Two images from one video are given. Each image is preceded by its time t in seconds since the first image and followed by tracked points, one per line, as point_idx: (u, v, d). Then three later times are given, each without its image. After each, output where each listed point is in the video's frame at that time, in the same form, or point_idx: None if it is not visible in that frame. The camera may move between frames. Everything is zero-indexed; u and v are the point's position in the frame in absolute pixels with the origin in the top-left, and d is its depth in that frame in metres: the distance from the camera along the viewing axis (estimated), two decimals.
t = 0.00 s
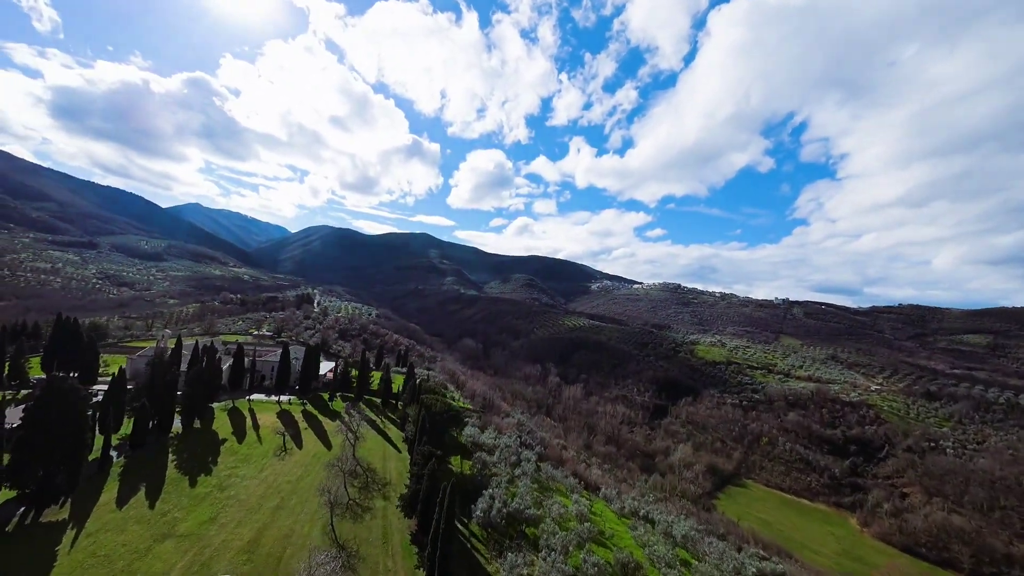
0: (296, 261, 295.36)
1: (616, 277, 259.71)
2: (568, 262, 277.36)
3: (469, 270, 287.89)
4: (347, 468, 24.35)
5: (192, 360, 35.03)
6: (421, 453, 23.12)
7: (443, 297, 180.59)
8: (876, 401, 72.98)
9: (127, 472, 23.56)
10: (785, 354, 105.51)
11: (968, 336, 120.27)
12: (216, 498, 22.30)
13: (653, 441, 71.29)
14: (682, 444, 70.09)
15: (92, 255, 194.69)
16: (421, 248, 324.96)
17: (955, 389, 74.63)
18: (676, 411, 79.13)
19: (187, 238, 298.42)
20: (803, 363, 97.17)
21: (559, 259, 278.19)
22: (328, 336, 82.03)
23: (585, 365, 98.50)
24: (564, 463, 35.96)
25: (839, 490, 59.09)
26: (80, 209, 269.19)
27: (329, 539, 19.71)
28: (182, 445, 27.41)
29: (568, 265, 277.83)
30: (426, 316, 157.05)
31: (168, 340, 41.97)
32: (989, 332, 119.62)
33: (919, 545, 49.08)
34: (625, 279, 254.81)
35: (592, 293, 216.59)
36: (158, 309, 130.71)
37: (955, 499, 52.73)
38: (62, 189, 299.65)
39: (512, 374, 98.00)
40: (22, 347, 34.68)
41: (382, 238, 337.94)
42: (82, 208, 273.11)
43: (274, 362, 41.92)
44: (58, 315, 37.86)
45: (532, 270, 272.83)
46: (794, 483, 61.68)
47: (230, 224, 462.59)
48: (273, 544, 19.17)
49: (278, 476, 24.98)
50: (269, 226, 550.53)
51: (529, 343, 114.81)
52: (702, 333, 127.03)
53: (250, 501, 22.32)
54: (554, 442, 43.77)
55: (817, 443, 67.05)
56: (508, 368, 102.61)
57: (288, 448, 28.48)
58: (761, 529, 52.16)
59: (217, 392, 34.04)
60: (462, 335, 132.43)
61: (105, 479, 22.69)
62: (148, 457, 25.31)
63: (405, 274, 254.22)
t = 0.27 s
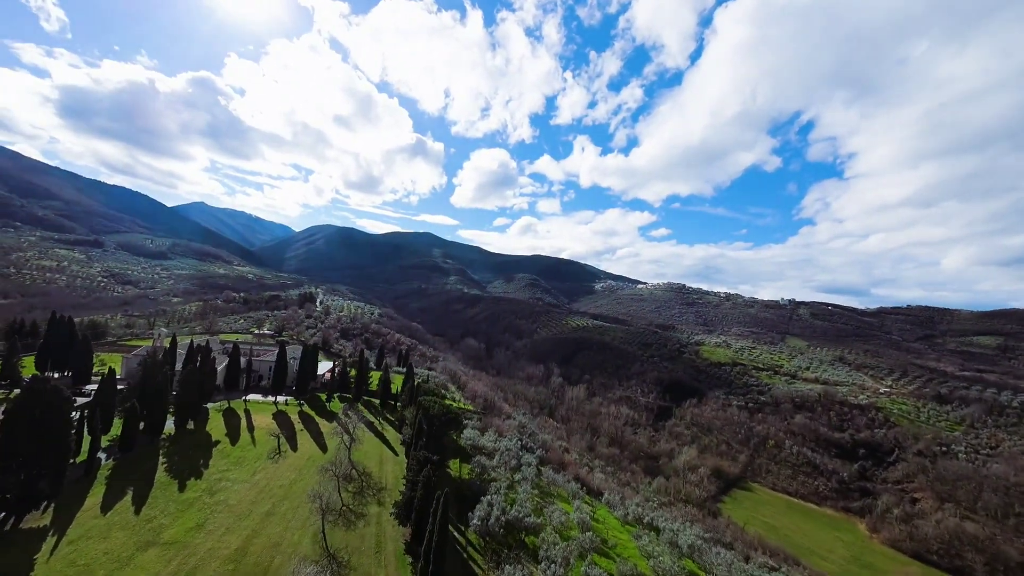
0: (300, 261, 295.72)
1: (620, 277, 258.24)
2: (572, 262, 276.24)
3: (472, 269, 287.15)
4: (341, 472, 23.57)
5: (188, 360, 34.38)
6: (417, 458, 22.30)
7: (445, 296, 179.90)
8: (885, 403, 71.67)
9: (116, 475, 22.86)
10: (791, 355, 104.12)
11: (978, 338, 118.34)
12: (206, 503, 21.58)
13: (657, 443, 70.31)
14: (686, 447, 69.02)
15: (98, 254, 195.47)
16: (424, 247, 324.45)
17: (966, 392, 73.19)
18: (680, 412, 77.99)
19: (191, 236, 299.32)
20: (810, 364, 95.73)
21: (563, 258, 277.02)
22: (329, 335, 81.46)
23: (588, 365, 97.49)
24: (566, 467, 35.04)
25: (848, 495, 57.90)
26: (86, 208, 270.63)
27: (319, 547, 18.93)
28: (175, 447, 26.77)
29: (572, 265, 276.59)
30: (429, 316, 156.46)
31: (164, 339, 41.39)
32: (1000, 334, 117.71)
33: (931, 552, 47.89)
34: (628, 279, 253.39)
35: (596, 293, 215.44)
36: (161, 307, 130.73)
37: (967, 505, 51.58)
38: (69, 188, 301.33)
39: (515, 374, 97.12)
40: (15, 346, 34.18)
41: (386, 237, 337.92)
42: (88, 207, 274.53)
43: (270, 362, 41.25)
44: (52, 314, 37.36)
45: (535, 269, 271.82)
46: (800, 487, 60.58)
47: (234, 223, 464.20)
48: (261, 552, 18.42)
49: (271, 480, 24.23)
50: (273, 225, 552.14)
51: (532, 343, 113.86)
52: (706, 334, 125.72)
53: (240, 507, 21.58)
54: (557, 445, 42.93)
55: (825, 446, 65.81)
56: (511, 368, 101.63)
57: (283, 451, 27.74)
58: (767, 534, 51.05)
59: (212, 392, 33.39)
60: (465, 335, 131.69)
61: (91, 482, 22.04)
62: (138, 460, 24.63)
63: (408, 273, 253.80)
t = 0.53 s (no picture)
0: (303, 259, 295.84)
1: (624, 277, 256.80)
2: (575, 261, 275.08)
3: (475, 268, 286.36)
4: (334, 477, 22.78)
5: (182, 359, 33.75)
6: (413, 463, 21.48)
7: (448, 295, 179.20)
8: (894, 405, 70.38)
9: (103, 478, 22.18)
10: (797, 356, 102.75)
11: (988, 338, 116.53)
12: (194, 508, 20.84)
13: (661, 444, 69.34)
14: (690, 448, 68.01)
15: (103, 252, 196.05)
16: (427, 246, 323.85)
17: (977, 394, 71.81)
18: (685, 413, 76.92)
19: (195, 235, 300.05)
20: (817, 365, 94.34)
21: (566, 257, 275.79)
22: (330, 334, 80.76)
23: (591, 365, 96.51)
24: (568, 471, 34.22)
25: (857, 499, 56.77)
26: (92, 206, 271.68)
27: (309, 557, 18.13)
28: (166, 448, 26.07)
29: (575, 264, 275.31)
30: (431, 315, 155.79)
31: (160, 337, 40.81)
32: (1010, 335, 115.86)
33: (943, 558, 46.79)
34: (632, 279, 252.02)
35: (599, 292, 214.21)
36: (164, 305, 130.56)
37: (980, 510, 50.42)
38: (75, 187, 302.93)
39: (517, 374, 96.26)
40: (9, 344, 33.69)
41: (389, 236, 337.81)
42: (93, 205, 275.63)
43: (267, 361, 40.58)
44: (47, 312, 36.81)
45: (539, 268, 270.81)
46: (807, 490, 59.48)
47: (239, 222, 465.52)
48: (249, 561, 17.65)
49: (263, 484, 23.46)
50: (277, 224, 553.34)
51: (535, 342, 113.00)
52: (711, 334, 124.43)
53: (229, 513, 20.83)
54: (559, 447, 42.07)
55: (832, 448, 64.60)
56: (513, 367, 100.77)
57: (277, 453, 26.99)
58: (774, 538, 49.97)
59: (206, 392, 32.72)
60: (467, 334, 130.94)
61: (77, 486, 21.37)
62: (128, 462, 23.97)
63: (411, 272, 253.23)
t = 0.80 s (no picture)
0: (306, 258, 295.83)
1: (627, 276, 255.44)
2: (578, 260, 273.87)
3: (478, 267, 285.67)
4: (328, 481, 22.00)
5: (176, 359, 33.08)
6: (408, 468, 20.69)
7: (451, 294, 178.53)
8: (902, 407, 69.22)
9: (90, 483, 21.54)
10: (803, 356, 101.46)
11: (997, 339, 114.83)
12: (182, 514, 20.14)
13: (664, 445, 68.46)
14: (694, 450, 67.06)
15: (106, 250, 196.42)
16: (430, 245, 323.30)
17: (987, 396, 70.54)
18: (689, 414, 75.88)
19: (199, 233, 300.51)
20: (823, 365, 93.03)
21: (569, 256, 274.56)
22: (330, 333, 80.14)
23: (594, 365, 95.60)
24: (571, 474, 33.38)
25: (865, 502, 55.72)
26: (96, 205, 272.39)
27: (299, 566, 17.40)
28: (157, 451, 25.40)
29: (578, 263, 274.08)
30: (433, 314, 155.08)
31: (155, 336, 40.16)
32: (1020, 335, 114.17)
33: (953, 564, 45.79)
34: (636, 278, 250.64)
35: (602, 292, 213.09)
36: (166, 304, 130.43)
37: (991, 514, 49.35)
38: (79, 185, 303.81)
39: (519, 374, 95.41)
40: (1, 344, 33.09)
41: (391, 234, 337.39)
42: (98, 203, 276.39)
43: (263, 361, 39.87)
44: (41, 311, 36.19)
45: (542, 267, 269.82)
46: (814, 493, 58.46)
47: (242, 220, 466.32)
48: (236, 570, 16.94)
49: (254, 488, 22.75)
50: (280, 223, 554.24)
51: (537, 341, 112.14)
52: (715, 333, 123.24)
53: (219, 518, 20.14)
54: (561, 449, 41.19)
55: (839, 451, 63.51)
56: (515, 367, 99.93)
57: (271, 455, 26.29)
58: (780, 542, 49.05)
59: (200, 392, 32.04)
60: (469, 333, 130.20)
61: (63, 490, 20.77)
62: (117, 465, 23.32)
63: (413, 270, 252.76)
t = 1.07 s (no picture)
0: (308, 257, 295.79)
1: (630, 276, 253.93)
2: (581, 260, 272.55)
3: (481, 267, 284.76)
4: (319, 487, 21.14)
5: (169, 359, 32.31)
6: (401, 476, 19.81)
7: (453, 293, 177.73)
8: (912, 410, 67.85)
9: (73, 487, 20.78)
10: (809, 357, 100.03)
11: (1007, 341, 112.98)
12: (166, 521, 19.30)
13: (668, 448, 67.34)
14: (699, 453, 65.90)
15: (110, 249, 196.71)
16: (432, 244, 322.68)
17: (999, 400, 69.06)
18: (693, 416, 74.73)
19: (203, 232, 300.99)
20: (829, 367, 91.63)
21: (572, 256, 273.21)
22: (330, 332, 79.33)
23: (597, 366, 94.52)
24: (572, 479, 32.45)
25: (873, 507, 54.51)
26: (101, 203, 273.16)
27: None
28: (145, 454, 24.61)
29: (581, 263, 272.72)
30: (435, 313, 154.26)
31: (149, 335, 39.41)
32: None
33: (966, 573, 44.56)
34: (639, 278, 249.13)
35: (606, 292, 211.78)
36: (168, 303, 129.96)
37: (1004, 522, 48.10)
38: (84, 184, 304.71)
39: (521, 374, 94.41)
40: None
41: (395, 234, 337.23)
42: (102, 202, 277.12)
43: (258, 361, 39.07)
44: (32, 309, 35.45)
45: (544, 267, 268.69)
46: (821, 498, 57.24)
47: (246, 219, 467.75)
48: None
49: (243, 494, 21.93)
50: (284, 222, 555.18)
51: (539, 342, 111.11)
52: (719, 334, 121.86)
53: (205, 526, 19.32)
54: (563, 452, 40.21)
55: (847, 455, 62.20)
56: (517, 368, 98.91)
57: (262, 459, 25.44)
58: (787, 548, 47.94)
59: (193, 393, 31.24)
60: (471, 333, 129.34)
61: (44, 495, 20.01)
62: (103, 469, 22.54)
63: (416, 270, 252.14)
